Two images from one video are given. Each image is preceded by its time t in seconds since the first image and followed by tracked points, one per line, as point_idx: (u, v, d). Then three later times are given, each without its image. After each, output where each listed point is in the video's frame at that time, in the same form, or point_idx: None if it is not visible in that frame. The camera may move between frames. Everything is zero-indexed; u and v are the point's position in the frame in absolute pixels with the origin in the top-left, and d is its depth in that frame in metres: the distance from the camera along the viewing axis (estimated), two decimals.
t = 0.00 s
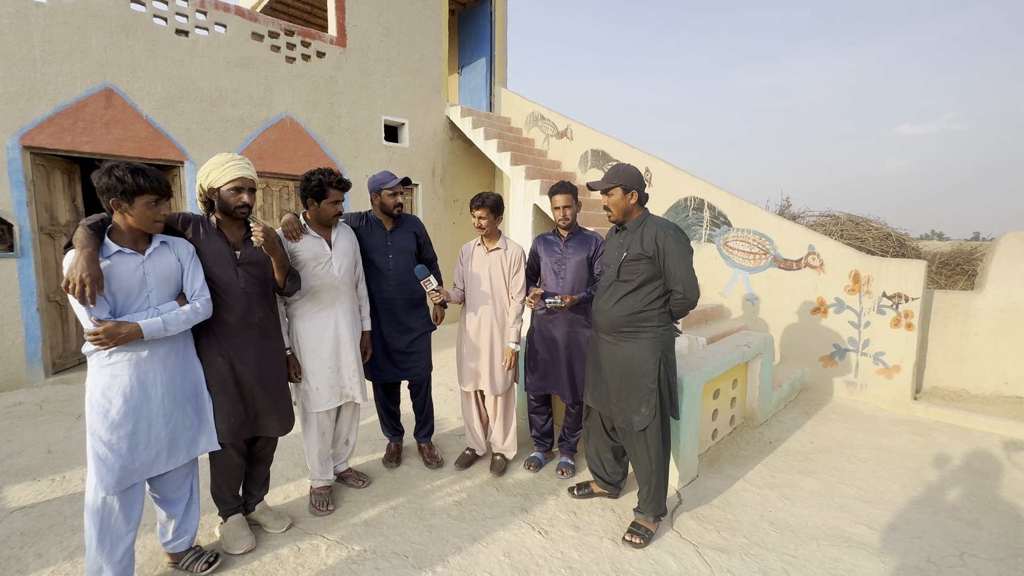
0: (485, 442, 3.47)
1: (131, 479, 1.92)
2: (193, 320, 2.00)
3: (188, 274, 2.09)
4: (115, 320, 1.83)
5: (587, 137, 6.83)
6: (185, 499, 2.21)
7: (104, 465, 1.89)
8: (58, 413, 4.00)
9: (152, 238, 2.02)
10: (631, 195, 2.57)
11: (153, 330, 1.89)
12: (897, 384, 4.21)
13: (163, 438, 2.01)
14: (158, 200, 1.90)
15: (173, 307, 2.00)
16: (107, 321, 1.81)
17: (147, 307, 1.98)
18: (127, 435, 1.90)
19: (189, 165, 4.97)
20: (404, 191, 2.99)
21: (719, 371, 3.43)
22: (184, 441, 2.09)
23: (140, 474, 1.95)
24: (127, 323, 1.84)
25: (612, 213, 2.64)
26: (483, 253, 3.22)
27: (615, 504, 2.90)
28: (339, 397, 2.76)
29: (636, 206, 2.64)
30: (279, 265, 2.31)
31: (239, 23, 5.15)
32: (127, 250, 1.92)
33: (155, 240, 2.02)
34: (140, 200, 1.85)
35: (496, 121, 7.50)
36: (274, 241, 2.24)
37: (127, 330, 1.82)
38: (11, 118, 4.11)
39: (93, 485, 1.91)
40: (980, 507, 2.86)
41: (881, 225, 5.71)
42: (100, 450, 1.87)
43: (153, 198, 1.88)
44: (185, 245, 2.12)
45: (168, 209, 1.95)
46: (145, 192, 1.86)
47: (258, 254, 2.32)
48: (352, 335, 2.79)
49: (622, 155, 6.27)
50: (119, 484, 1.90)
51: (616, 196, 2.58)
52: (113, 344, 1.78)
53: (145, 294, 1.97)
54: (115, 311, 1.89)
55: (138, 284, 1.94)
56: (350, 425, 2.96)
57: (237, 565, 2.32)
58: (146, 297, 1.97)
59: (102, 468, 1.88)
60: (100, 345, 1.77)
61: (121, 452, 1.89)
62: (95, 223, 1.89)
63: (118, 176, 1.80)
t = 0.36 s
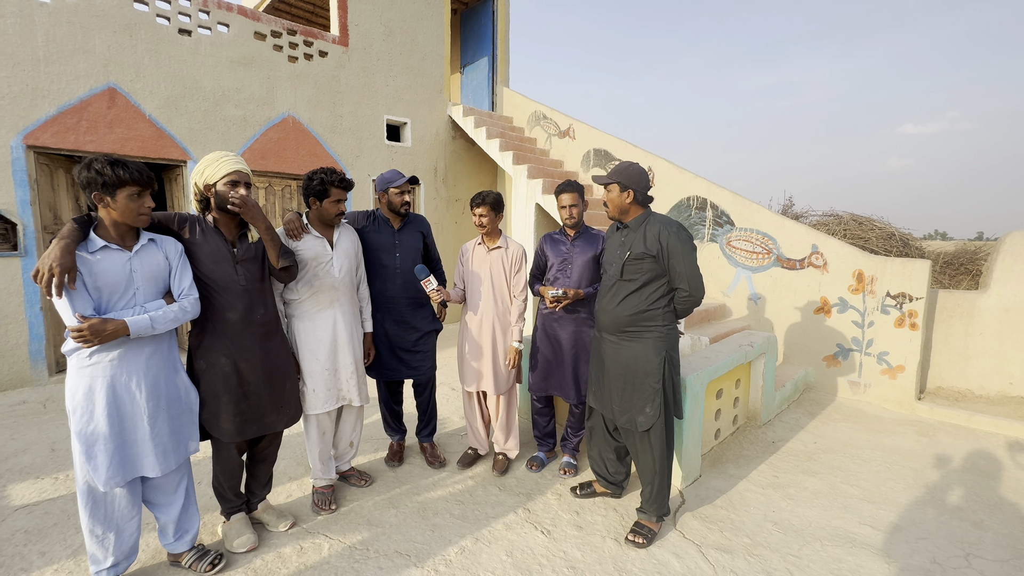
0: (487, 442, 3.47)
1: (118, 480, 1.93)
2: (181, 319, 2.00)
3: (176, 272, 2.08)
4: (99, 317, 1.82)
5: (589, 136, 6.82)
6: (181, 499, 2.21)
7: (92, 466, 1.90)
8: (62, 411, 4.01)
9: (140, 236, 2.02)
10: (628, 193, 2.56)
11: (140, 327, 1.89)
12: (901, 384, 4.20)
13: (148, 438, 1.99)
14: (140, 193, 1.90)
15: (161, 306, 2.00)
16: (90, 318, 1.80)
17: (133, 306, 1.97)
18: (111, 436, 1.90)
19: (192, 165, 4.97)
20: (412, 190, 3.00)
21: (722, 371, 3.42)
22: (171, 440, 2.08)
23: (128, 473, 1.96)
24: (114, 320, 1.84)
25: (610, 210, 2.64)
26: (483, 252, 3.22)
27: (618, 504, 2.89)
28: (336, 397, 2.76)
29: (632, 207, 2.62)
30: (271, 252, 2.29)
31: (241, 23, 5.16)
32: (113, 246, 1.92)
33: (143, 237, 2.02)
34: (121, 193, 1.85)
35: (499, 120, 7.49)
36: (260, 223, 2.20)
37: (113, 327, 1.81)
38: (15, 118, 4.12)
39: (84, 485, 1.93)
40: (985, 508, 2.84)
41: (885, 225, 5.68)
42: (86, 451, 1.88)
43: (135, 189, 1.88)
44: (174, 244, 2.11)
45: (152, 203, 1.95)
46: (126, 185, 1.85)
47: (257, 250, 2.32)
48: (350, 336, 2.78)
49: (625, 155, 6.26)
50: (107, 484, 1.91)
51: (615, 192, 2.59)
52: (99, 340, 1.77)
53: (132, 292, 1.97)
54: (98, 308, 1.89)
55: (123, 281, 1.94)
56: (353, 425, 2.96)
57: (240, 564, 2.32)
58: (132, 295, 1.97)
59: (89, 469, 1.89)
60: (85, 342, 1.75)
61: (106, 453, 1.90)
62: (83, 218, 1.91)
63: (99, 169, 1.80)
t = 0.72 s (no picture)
0: (492, 443, 3.47)
1: (108, 487, 1.92)
2: (180, 324, 2.01)
3: (175, 276, 2.09)
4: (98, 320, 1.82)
5: (593, 137, 6.81)
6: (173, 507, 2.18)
7: (83, 471, 1.88)
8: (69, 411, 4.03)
9: (140, 239, 2.02)
10: (641, 192, 2.55)
11: (141, 332, 1.89)
12: (908, 386, 4.18)
13: (141, 445, 1.97)
14: (143, 198, 1.90)
15: (160, 310, 2.00)
16: (90, 322, 1.80)
17: (132, 309, 1.97)
18: (104, 443, 1.89)
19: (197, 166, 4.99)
20: (426, 191, 3.00)
21: (728, 372, 3.41)
22: (163, 448, 2.06)
23: (119, 480, 1.94)
24: (116, 324, 1.84)
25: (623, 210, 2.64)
26: (486, 253, 3.22)
27: (623, 505, 2.90)
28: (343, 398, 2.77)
29: (645, 206, 2.61)
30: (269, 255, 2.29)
31: (247, 24, 5.17)
32: (113, 249, 1.93)
33: (143, 240, 2.03)
34: (125, 198, 1.85)
35: (503, 121, 7.50)
36: (259, 224, 2.22)
37: (115, 332, 1.81)
38: (23, 119, 4.14)
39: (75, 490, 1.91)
40: (994, 510, 2.83)
41: (891, 225, 5.66)
42: (78, 457, 1.87)
43: (138, 196, 1.88)
44: (173, 248, 2.12)
45: (155, 208, 1.95)
46: (130, 190, 1.85)
47: (256, 250, 2.32)
48: (357, 337, 2.79)
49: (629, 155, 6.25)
50: (97, 491, 1.90)
51: (627, 193, 2.59)
52: (99, 345, 1.76)
53: (131, 295, 1.96)
54: (97, 311, 1.89)
55: (123, 285, 1.94)
56: (361, 427, 2.97)
57: (248, 564, 2.32)
58: (131, 299, 1.96)
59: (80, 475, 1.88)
60: (84, 346, 1.75)
61: (97, 460, 1.88)
62: (82, 219, 1.91)
63: (102, 174, 1.80)
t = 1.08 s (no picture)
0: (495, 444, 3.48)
1: (123, 487, 1.93)
2: (182, 319, 2.00)
3: (171, 274, 2.09)
4: (98, 320, 1.82)
5: (595, 138, 6.82)
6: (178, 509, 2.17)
7: (100, 474, 1.89)
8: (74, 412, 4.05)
9: (132, 238, 2.03)
10: (665, 198, 2.56)
11: (143, 327, 1.89)
12: (910, 387, 4.18)
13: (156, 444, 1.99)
14: (132, 196, 1.91)
15: (160, 306, 2.00)
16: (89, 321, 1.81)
17: (132, 307, 1.97)
18: (120, 444, 1.90)
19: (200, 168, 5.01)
20: (440, 194, 3.03)
21: (731, 374, 3.41)
22: (175, 447, 2.07)
23: (133, 480, 1.96)
24: (116, 321, 1.84)
25: (645, 217, 2.61)
26: (486, 253, 3.22)
27: (625, 505, 2.91)
28: (351, 398, 2.78)
29: (670, 209, 2.63)
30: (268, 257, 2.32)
31: (250, 27, 5.19)
32: (105, 248, 1.93)
33: (135, 240, 2.03)
34: (113, 196, 1.86)
35: (504, 122, 7.51)
36: (259, 227, 2.24)
37: (116, 327, 1.81)
38: (28, 121, 4.16)
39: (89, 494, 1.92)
40: (997, 511, 2.83)
41: (893, 227, 5.67)
42: (92, 459, 1.88)
43: (128, 194, 1.89)
44: (166, 247, 2.13)
45: (143, 205, 1.96)
46: (118, 188, 1.86)
47: (250, 250, 2.33)
48: (366, 337, 2.81)
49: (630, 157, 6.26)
50: (114, 492, 1.91)
51: (650, 200, 2.56)
52: (101, 341, 1.76)
53: (129, 293, 1.96)
54: (96, 310, 1.88)
55: (120, 283, 1.94)
56: (367, 428, 2.98)
57: (252, 565, 2.33)
58: (130, 297, 1.96)
59: (94, 477, 1.89)
60: (87, 344, 1.74)
61: (112, 461, 1.90)
62: (67, 222, 1.91)
63: (90, 173, 1.81)
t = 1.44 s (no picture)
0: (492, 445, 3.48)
1: (123, 493, 1.93)
2: (177, 323, 2.01)
3: (166, 278, 2.10)
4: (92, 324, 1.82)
5: (592, 140, 6.84)
6: (178, 515, 2.16)
7: (98, 481, 1.88)
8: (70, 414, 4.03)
9: (127, 241, 2.03)
10: (665, 202, 2.55)
11: (138, 332, 1.89)
12: (905, 387, 4.21)
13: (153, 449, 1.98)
14: (125, 198, 1.91)
15: (154, 311, 2.00)
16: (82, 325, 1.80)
17: (126, 312, 1.97)
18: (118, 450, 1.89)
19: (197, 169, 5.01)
20: (446, 199, 3.03)
21: (727, 374, 3.43)
22: (174, 451, 2.06)
23: (132, 485, 1.95)
24: (111, 325, 1.84)
25: (642, 221, 2.61)
26: (483, 255, 3.22)
27: (620, 505, 2.93)
28: (350, 399, 2.79)
29: (669, 213, 2.61)
30: (255, 249, 2.31)
31: (247, 28, 5.19)
32: (99, 251, 1.93)
33: (130, 243, 2.03)
34: (106, 199, 1.86)
35: (502, 123, 7.52)
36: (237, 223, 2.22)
37: (111, 332, 1.81)
38: (23, 122, 4.15)
39: (88, 502, 1.91)
40: (991, 509, 2.86)
41: (888, 227, 5.70)
42: (88, 468, 1.87)
43: (120, 195, 1.88)
44: (160, 251, 2.13)
45: (137, 207, 1.96)
46: (110, 190, 1.85)
47: (238, 251, 2.33)
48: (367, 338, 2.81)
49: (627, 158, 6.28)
50: (113, 498, 1.91)
51: (648, 205, 2.55)
52: (95, 346, 1.76)
53: (123, 298, 1.97)
54: (90, 314, 1.88)
55: (114, 287, 1.94)
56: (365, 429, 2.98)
57: (249, 566, 2.33)
58: (124, 301, 1.96)
59: (92, 486, 1.88)
60: (81, 349, 1.74)
61: (111, 467, 1.89)
62: (58, 224, 1.88)
63: (83, 176, 1.81)
